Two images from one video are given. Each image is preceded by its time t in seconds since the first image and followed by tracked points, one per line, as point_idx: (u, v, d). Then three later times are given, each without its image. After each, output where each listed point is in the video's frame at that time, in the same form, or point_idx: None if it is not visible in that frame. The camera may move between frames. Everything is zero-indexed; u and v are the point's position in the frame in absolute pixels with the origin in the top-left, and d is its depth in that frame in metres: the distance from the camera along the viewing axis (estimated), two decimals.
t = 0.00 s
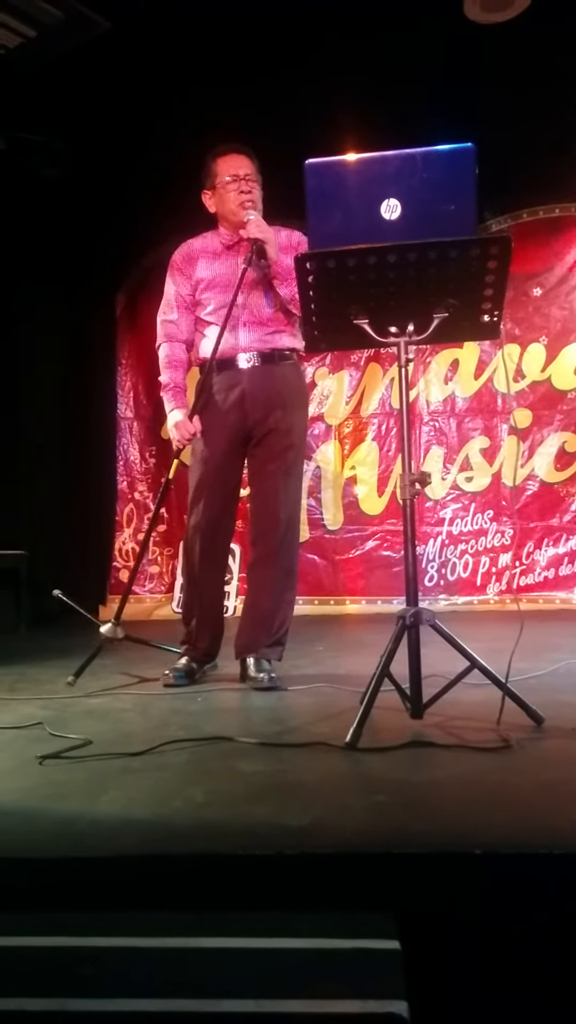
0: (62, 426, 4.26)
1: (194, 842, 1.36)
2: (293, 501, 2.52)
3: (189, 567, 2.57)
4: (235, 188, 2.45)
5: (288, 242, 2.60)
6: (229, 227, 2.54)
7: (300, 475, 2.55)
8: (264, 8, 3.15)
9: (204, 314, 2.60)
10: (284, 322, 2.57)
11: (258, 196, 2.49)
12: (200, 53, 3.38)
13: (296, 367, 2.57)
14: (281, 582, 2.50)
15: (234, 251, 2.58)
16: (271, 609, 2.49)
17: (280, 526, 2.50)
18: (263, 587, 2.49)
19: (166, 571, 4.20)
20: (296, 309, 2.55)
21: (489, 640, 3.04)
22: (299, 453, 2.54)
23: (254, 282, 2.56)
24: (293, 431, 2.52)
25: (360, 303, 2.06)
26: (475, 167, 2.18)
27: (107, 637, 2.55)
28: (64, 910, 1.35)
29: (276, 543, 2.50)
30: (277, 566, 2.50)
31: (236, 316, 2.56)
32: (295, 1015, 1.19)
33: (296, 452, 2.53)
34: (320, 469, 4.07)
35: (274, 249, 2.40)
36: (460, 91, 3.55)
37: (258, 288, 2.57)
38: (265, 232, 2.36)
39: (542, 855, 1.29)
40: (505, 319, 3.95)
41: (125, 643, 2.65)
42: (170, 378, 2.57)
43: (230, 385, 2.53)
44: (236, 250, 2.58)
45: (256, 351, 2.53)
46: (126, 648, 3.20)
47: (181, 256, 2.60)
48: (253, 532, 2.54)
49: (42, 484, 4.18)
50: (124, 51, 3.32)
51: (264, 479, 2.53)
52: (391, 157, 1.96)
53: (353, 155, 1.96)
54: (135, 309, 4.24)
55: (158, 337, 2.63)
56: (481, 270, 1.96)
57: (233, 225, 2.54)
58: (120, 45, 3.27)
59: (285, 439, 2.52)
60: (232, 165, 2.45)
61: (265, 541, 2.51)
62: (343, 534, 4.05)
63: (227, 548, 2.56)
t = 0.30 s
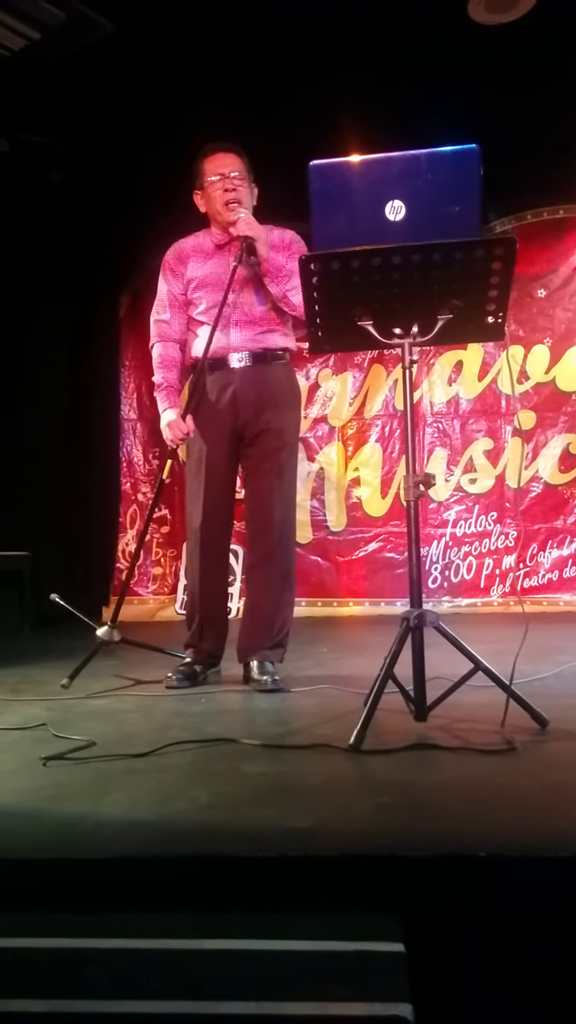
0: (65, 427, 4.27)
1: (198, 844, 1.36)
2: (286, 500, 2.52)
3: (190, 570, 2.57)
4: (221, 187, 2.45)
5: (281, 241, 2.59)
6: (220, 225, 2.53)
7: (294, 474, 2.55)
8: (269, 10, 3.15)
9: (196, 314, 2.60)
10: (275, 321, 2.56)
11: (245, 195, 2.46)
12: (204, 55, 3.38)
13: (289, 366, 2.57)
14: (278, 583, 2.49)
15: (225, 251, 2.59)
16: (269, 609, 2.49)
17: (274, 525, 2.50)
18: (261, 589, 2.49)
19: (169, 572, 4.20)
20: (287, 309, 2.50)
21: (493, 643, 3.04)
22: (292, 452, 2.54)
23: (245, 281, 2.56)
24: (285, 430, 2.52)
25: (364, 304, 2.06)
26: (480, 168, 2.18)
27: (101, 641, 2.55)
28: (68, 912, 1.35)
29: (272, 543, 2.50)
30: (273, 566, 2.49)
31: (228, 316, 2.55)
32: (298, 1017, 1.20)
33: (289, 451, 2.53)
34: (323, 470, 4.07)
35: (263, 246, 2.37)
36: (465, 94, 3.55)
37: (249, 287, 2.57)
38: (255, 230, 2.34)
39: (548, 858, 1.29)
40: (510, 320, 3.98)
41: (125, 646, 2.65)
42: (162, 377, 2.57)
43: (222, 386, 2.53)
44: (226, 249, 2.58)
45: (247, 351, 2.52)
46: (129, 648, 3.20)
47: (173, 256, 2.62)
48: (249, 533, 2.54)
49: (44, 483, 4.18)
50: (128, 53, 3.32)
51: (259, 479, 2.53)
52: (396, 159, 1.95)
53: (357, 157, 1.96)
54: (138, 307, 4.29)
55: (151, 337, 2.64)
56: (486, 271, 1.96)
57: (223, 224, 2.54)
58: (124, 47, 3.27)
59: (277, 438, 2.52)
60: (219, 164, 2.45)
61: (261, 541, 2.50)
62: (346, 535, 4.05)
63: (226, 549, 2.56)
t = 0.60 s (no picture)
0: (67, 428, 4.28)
1: (200, 845, 1.36)
2: (281, 500, 2.52)
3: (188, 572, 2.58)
4: (214, 187, 2.45)
5: (271, 241, 2.61)
6: (211, 226, 2.54)
7: (289, 474, 2.55)
8: (270, 12, 3.15)
9: (188, 315, 2.60)
10: (267, 322, 2.57)
11: (238, 195, 2.47)
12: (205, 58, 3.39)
13: (282, 367, 2.56)
14: (274, 584, 2.49)
15: (216, 252, 2.60)
16: (266, 611, 2.49)
17: (269, 526, 2.50)
18: (258, 590, 2.49)
19: (173, 573, 4.20)
20: (277, 308, 2.51)
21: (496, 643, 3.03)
22: (285, 452, 2.53)
23: (236, 282, 2.57)
24: (278, 430, 2.52)
25: (366, 305, 2.06)
26: (482, 169, 2.19)
27: (98, 641, 2.56)
28: (71, 913, 1.35)
29: (268, 544, 2.50)
30: (269, 567, 2.49)
31: (219, 317, 2.56)
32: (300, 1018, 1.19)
33: (282, 451, 2.53)
34: (325, 470, 4.08)
35: (253, 246, 2.39)
36: (466, 96, 3.55)
37: (240, 287, 2.57)
38: (244, 230, 2.35)
39: (552, 858, 1.28)
40: (512, 321, 3.97)
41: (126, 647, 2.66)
42: (155, 378, 2.58)
43: (214, 387, 2.53)
44: (217, 250, 2.59)
45: (239, 352, 2.52)
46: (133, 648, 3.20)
47: (165, 257, 2.62)
48: (246, 534, 2.55)
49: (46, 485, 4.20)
50: (129, 56, 3.33)
51: (253, 480, 2.53)
52: (398, 160, 1.96)
53: (359, 158, 1.96)
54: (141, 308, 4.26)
55: (143, 339, 2.64)
56: (487, 272, 1.96)
57: (215, 225, 2.54)
58: (126, 50, 3.29)
59: (271, 438, 2.52)
60: (212, 166, 2.46)
61: (256, 542, 2.51)
62: (349, 536, 4.04)
63: (223, 550, 2.56)
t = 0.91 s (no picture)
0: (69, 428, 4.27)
1: (200, 849, 1.35)
2: (280, 503, 2.51)
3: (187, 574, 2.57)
4: (210, 189, 2.45)
5: (267, 242, 2.61)
6: (207, 228, 2.54)
7: (287, 476, 2.54)
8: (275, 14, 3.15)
9: (185, 318, 2.59)
10: (264, 324, 2.56)
11: (234, 197, 2.47)
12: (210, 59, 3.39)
13: (279, 368, 2.56)
14: (273, 587, 2.48)
15: (212, 254, 2.59)
16: (265, 614, 2.48)
17: (268, 529, 2.49)
18: (257, 593, 2.48)
19: (174, 575, 4.19)
20: (274, 310, 2.49)
21: (499, 647, 3.02)
22: (284, 454, 2.53)
23: (233, 284, 2.56)
24: (277, 432, 2.52)
25: (369, 307, 2.06)
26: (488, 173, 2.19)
27: (96, 642, 2.55)
28: (70, 917, 1.34)
29: (267, 546, 2.49)
30: (268, 569, 2.48)
31: (216, 319, 2.55)
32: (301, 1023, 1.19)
33: (281, 453, 2.52)
34: (327, 473, 4.07)
35: (250, 248, 2.36)
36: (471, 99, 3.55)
37: (236, 289, 2.57)
38: (241, 232, 2.32)
39: (554, 864, 1.28)
40: (516, 324, 3.97)
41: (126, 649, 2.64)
42: (152, 381, 2.58)
43: (212, 389, 2.52)
44: (214, 252, 2.59)
45: (236, 354, 2.52)
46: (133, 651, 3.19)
47: (161, 260, 2.62)
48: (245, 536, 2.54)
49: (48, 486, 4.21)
50: (134, 57, 3.33)
51: (252, 482, 2.52)
52: (402, 161, 1.95)
53: (363, 159, 1.96)
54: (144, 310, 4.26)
55: (140, 342, 2.64)
56: (491, 275, 1.95)
57: (211, 227, 2.54)
58: (131, 52, 3.29)
59: (269, 440, 2.51)
60: (208, 167, 2.46)
61: (256, 545, 2.50)
62: (351, 539, 4.04)
63: (222, 552, 2.56)
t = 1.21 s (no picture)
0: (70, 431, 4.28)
1: (201, 849, 1.36)
2: (280, 505, 2.52)
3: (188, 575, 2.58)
4: (209, 194, 2.46)
5: (267, 246, 2.61)
6: (207, 232, 2.55)
7: (288, 479, 2.55)
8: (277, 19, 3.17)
9: (186, 322, 2.61)
10: (264, 328, 2.57)
11: (234, 202, 2.48)
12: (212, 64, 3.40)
13: (280, 371, 2.57)
14: (273, 589, 2.49)
15: (212, 258, 2.60)
16: (265, 616, 2.49)
17: (268, 531, 2.50)
18: (257, 595, 2.49)
19: (175, 577, 4.20)
20: (275, 313, 2.50)
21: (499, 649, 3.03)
22: (284, 457, 2.54)
23: (233, 288, 2.57)
24: (277, 435, 2.52)
25: (371, 310, 2.07)
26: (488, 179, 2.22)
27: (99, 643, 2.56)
28: (72, 917, 1.35)
29: (267, 548, 2.50)
30: (268, 571, 2.49)
31: (217, 323, 2.56)
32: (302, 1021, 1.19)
33: (282, 455, 2.53)
34: (328, 475, 4.08)
35: (250, 251, 2.36)
36: (472, 104, 3.57)
37: (237, 293, 2.58)
38: (241, 237, 2.33)
39: (554, 865, 1.28)
40: (516, 328, 3.98)
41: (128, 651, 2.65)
42: (153, 385, 2.59)
43: (212, 391, 2.53)
44: (214, 256, 2.59)
45: (237, 357, 2.53)
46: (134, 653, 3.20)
47: (162, 264, 2.63)
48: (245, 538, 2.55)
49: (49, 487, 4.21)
50: (137, 62, 3.34)
51: (253, 484, 2.53)
52: (404, 166, 1.96)
53: (365, 164, 1.97)
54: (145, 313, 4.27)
55: (141, 346, 2.65)
56: (492, 279, 1.96)
57: (210, 231, 2.55)
58: (134, 57, 3.31)
59: (270, 443, 2.52)
60: (207, 173, 2.47)
61: (256, 547, 2.51)
62: (352, 542, 4.05)
63: (223, 553, 2.56)
